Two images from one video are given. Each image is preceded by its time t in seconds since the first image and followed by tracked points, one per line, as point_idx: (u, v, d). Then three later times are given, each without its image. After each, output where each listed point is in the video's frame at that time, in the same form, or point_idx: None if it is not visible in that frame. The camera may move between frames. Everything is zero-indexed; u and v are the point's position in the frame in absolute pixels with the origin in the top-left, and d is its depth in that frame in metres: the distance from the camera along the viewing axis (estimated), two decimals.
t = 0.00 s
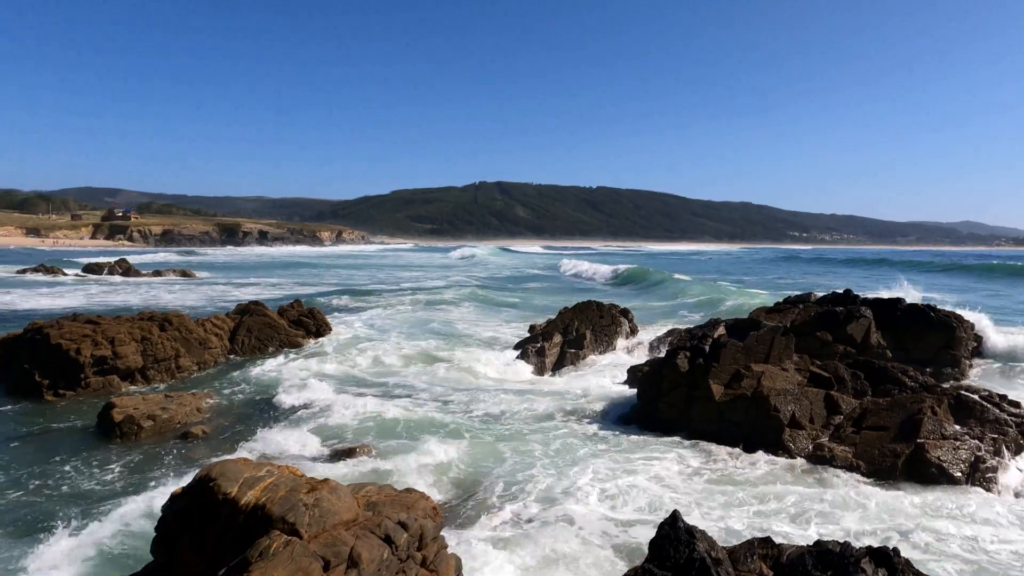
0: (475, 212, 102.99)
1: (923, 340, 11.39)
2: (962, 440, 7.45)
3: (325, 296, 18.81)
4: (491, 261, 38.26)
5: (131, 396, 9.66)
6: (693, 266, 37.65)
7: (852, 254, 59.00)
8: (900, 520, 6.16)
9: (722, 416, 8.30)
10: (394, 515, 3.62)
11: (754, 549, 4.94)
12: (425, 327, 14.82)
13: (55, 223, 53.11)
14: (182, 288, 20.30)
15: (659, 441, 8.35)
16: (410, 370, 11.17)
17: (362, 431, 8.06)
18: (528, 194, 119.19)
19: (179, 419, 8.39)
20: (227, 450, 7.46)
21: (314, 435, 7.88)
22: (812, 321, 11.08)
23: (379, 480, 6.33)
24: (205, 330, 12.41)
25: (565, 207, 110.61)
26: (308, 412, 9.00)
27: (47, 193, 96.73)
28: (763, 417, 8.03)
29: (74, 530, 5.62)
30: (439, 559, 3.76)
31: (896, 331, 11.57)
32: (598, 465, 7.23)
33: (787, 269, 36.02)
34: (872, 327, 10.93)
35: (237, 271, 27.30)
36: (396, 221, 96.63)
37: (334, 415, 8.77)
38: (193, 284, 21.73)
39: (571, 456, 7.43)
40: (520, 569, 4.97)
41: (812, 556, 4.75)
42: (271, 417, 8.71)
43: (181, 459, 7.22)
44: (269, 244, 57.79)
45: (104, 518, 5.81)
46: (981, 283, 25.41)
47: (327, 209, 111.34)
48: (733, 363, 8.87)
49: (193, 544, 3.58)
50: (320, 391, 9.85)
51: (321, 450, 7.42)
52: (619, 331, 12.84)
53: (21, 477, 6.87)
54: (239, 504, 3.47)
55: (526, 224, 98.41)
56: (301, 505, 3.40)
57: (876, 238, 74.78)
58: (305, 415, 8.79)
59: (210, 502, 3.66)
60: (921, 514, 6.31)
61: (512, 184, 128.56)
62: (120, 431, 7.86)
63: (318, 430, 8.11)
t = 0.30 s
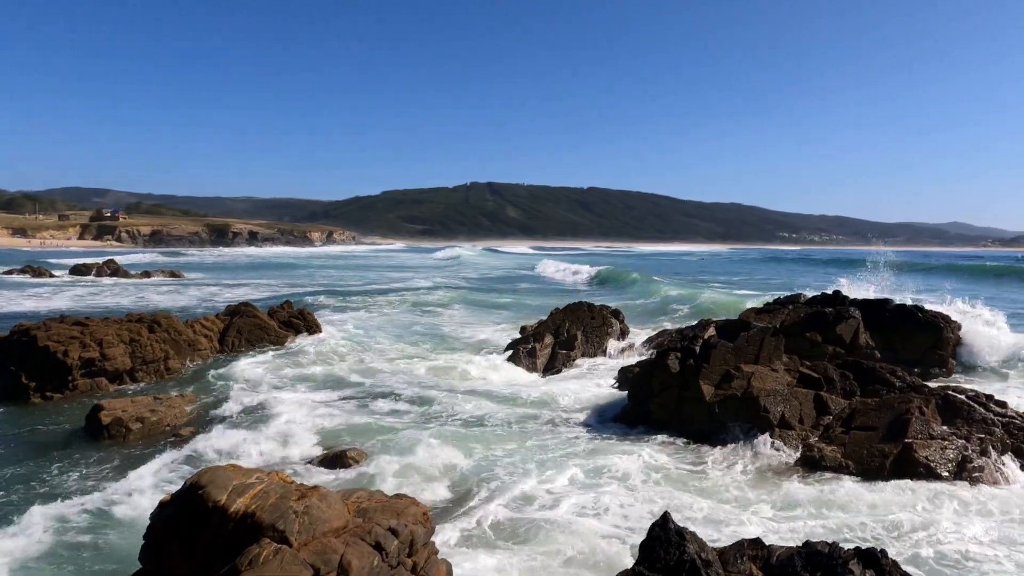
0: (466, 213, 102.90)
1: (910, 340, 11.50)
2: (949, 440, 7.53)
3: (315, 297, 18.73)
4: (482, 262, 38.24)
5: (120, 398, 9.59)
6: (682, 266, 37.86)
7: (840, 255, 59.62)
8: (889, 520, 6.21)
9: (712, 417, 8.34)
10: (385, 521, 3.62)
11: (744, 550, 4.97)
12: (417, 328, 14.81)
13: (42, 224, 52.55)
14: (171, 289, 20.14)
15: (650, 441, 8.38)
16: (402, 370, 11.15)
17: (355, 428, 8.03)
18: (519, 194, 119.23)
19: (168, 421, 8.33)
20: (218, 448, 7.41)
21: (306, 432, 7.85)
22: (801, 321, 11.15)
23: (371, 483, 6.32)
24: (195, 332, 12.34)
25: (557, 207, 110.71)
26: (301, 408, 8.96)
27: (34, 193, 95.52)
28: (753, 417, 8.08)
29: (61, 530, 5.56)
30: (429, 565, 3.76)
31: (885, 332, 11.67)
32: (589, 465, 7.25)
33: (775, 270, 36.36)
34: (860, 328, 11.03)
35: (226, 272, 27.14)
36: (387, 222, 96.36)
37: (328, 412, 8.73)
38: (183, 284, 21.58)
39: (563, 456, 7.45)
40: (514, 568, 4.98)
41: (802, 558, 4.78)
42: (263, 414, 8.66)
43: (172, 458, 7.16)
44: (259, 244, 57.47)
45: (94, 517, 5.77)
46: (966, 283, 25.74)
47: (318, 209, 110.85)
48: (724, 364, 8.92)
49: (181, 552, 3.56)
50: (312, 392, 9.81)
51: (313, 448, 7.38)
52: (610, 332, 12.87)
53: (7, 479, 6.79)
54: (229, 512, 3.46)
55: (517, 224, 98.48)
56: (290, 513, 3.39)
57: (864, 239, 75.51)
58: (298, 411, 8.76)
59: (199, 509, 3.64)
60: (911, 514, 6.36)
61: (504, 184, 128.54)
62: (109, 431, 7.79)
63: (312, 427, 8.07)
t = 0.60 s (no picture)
0: (456, 213, 102.75)
1: (896, 339, 11.60)
2: (934, 438, 7.60)
3: (304, 297, 18.63)
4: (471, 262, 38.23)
5: (105, 399, 9.49)
6: (671, 267, 38.01)
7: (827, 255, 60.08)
8: (875, 520, 6.25)
9: (701, 416, 8.38)
10: (372, 526, 3.61)
11: (732, 550, 4.99)
12: (406, 328, 14.77)
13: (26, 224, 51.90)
14: (157, 290, 19.96)
15: (639, 442, 8.41)
16: (392, 369, 11.10)
17: (345, 429, 7.99)
18: (509, 194, 119.22)
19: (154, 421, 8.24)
20: (206, 447, 7.35)
21: (294, 432, 7.80)
22: (789, 321, 11.23)
23: (360, 485, 6.29)
24: (181, 333, 12.21)
25: (547, 207, 110.82)
26: (289, 409, 8.91)
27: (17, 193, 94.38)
28: (741, 417, 8.11)
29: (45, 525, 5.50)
30: (417, 568, 3.73)
31: (871, 331, 11.76)
32: (579, 466, 7.25)
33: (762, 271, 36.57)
34: (847, 327, 11.13)
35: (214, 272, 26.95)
36: (377, 222, 96.02)
37: (316, 413, 8.69)
38: (170, 285, 21.39)
39: (552, 457, 7.45)
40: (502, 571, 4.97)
41: (788, 557, 4.81)
42: (252, 414, 8.59)
43: (158, 456, 7.09)
44: (246, 244, 57.05)
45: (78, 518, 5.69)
46: (950, 283, 26.01)
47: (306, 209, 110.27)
48: (712, 364, 8.97)
49: (165, 559, 3.53)
50: (301, 391, 9.76)
51: (302, 448, 7.34)
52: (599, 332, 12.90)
53: None
54: (214, 518, 3.43)
55: (507, 224, 98.47)
56: (276, 518, 3.37)
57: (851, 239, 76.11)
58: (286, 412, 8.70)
59: (184, 516, 3.62)
60: (896, 514, 6.40)
61: (493, 185, 128.50)
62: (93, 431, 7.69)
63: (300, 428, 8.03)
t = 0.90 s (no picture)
0: (444, 213, 102.51)
1: (880, 339, 11.71)
2: (918, 437, 7.68)
3: (292, 298, 18.51)
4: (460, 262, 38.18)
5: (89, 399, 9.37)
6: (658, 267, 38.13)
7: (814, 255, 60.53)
8: (859, 522, 6.32)
9: (688, 416, 8.41)
10: (357, 531, 3.59)
11: (718, 550, 5.02)
12: (395, 329, 14.71)
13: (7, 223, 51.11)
14: (142, 290, 19.75)
15: (627, 443, 8.43)
16: (381, 368, 11.08)
17: (333, 430, 7.93)
18: (497, 194, 119.16)
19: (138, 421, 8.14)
20: (192, 447, 7.28)
21: (282, 433, 7.74)
22: (775, 321, 11.31)
23: (348, 487, 6.26)
24: (166, 336, 12.04)
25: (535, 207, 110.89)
26: (277, 407, 8.84)
27: None
28: (727, 417, 8.15)
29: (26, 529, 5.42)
30: (403, 574, 3.70)
31: (856, 331, 11.87)
32: (569, 467, 7.26)
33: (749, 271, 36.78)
34: (832, 327, 11.24)
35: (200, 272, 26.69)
36: (365, 222, 95.58)
37: (305, 412, 8.62)
38: (155, 285, 21.16)
39: (542, 458, 7.46)
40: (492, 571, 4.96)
41: (774, 557, 4.84)
42: (239, 414, 8.52)
43: (143, 456, 7.00)
44: (232, 244, 56.56)
45: (65, 518, 5.62)
46: (934, 283, 26.34)
47: (294, 209, 109.54)
48: (699, 364, 9.01)
49: (147, 566, 3.50)
50: (288, 391, 9.70)
51: (289, 448, 7.28)
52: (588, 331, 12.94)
53: None
54: (197, 525, 3.40)
55: (496, 224, 98.37)
56: (261, 525, 3.36)
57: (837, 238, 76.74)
58: (275, 411, 8.65)
59: (167, 523, 3.59)
60: (880, 515, 6.46)
61: (482, 184, 128.39)
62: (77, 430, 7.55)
63: (288, 427, 7.98)
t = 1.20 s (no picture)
0: (433, 213, 102.33)
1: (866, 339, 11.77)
2: (902, 435, 7.76)
3: (279, 299, 18.42)
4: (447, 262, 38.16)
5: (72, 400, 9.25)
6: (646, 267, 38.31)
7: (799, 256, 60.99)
8: (843, 521, 6.38)
9: (675, 416, 8.46)
10: (343, 536, 3.56)
11: (705, 549, 5.04)
12: (383, 329, 14.68)
13: None
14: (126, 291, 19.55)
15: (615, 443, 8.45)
16: (370, 369, 11.05)
17: (321, 430, 7.90)
18: (486, 194, 119.14)
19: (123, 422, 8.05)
20: (178, 448, 7.22)
21: (269, 433, 7.70)
22: (762, 321, 11.39)
23: (335, 489, 6.23)
24: (151, 336, 11.90)
25: (524, 207, 110.98)
26: (264, 407, 8.80)
27: None
28: (714, 416, 8.20)
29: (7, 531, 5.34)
30: None
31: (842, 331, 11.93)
32: (557, 467, 7.27)
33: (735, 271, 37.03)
34: (818, 327, 11.35)
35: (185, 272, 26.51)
36: (352, 222, 95.18)
37: (293, 412, 8.58)
38: (139, 286, 20.95)
39: (530, 458, 7.48)
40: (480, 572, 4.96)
41: (760, 556, 4.88)
42: (226, 414, 8.47)
43: (128, 457, 6.93)
44: (219, 245, 56.13)
45: (48, 519, 5.56)
46: (916, 283, 26.68)
47: (281, 209, 108.88)
48: (686, 363, 9.06)
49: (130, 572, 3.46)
50: (276, 391, 9.63)
51: (277, 449, 7.24)
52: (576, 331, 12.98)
53: None
54: (182, 530, 3.37)
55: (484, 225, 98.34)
56: (245, 530, 3.34)
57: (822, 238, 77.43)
58: (262, 411, 8.60)
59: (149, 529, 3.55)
60: (864, 515, 6.52)
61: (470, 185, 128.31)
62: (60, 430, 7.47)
63: (276, 427, 7.94)
